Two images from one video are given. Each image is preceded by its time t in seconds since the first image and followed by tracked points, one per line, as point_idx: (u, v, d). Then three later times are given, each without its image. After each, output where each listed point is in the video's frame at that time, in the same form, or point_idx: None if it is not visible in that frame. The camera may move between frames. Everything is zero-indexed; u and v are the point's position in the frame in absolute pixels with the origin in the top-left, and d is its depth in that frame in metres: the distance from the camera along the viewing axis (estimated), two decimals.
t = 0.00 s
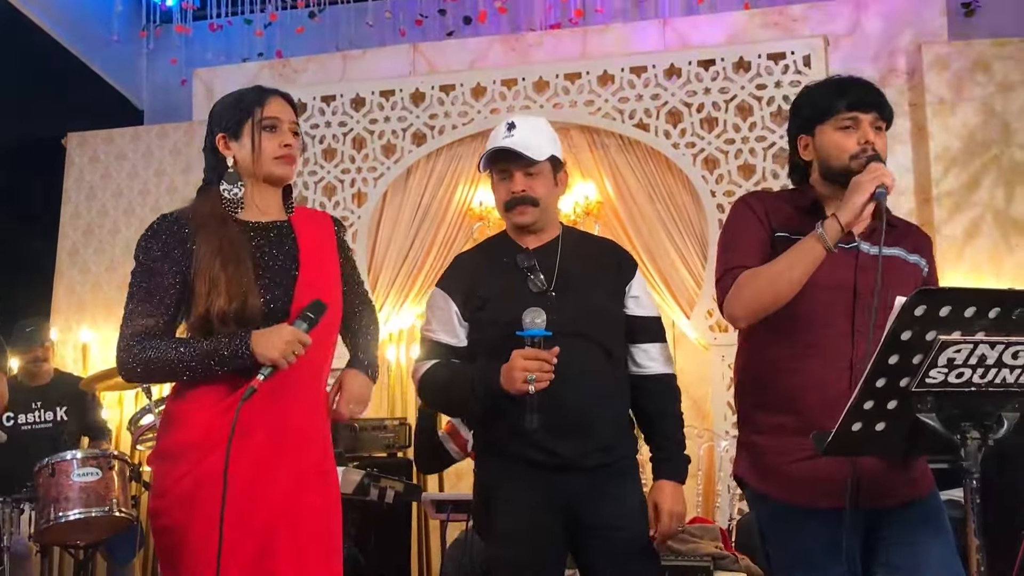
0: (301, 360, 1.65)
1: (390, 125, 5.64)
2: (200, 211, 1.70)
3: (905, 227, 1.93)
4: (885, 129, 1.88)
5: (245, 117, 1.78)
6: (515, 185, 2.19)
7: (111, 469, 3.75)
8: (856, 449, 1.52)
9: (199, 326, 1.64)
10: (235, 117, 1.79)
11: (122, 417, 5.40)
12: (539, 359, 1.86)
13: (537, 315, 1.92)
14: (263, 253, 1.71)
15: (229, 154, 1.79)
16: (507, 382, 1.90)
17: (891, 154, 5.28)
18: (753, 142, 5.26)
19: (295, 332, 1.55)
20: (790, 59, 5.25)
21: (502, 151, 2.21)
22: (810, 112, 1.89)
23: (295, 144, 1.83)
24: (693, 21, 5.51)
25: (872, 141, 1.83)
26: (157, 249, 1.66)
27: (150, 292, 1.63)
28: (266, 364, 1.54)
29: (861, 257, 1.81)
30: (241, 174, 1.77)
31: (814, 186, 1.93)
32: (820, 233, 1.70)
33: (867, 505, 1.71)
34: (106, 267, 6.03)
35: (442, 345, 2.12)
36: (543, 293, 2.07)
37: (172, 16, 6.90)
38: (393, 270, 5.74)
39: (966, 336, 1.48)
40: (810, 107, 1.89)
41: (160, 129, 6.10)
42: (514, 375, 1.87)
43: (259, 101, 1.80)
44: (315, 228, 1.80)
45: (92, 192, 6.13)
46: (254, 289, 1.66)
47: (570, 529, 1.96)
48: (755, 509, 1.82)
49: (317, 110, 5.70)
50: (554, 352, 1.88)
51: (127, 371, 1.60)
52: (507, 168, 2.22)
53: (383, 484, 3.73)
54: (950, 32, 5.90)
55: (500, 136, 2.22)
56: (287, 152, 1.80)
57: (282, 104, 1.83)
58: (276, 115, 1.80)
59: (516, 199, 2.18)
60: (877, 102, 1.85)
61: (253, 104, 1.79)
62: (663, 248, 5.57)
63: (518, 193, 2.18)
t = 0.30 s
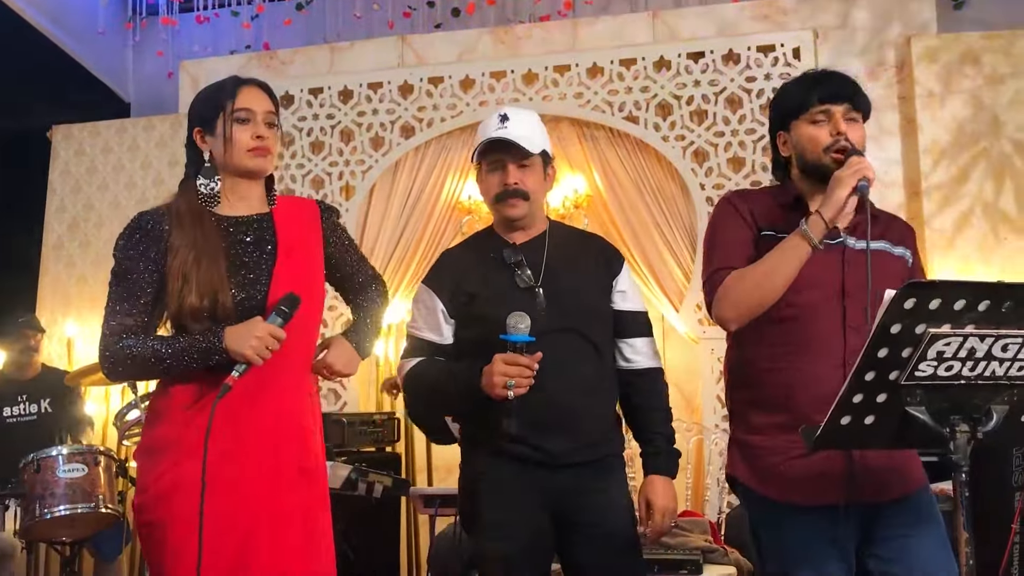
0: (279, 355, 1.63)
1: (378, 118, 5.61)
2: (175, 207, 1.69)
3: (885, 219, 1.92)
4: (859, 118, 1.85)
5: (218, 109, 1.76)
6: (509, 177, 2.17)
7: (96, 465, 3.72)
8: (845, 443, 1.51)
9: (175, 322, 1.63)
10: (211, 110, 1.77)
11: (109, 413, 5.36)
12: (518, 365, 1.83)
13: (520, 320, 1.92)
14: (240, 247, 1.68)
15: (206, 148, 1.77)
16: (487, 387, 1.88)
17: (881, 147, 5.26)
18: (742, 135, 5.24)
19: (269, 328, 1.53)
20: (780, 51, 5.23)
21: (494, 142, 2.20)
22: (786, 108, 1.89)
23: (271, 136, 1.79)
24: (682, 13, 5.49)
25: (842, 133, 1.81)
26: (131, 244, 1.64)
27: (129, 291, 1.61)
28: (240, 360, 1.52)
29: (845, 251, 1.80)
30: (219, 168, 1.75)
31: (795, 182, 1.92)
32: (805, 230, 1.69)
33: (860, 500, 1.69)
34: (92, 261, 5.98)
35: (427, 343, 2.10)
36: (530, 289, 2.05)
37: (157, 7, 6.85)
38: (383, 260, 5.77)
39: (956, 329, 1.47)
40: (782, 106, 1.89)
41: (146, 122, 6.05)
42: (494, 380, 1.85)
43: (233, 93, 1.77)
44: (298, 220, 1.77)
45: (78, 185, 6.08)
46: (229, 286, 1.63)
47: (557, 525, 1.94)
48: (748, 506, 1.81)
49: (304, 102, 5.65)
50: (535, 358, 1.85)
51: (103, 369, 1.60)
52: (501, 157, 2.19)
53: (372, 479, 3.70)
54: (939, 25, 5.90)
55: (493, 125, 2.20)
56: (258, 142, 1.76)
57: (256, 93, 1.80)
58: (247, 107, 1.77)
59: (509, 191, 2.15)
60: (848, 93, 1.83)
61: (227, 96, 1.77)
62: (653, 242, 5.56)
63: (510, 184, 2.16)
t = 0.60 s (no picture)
0: (254, 357, 1.63)
1: (366, 116, 5.59)
2: (151, 209, 1.69)
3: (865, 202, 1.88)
4: (828, 112, 1.85)
5: (192, 109, 1.77)
6: (500, 169, 2.16)
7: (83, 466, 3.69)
8: (832, 441, 1.50)
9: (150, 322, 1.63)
10: (187, 110, 1.78)
11: (97, 414, 5.34)
12: (508, 358, 1.82)
13: (513, 317, 1.92)
14: (216, 249, 1.68)
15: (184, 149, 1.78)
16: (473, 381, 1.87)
17: (870, 143, 5.26)
18: (730, 132, 5.24)
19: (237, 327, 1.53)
20: (768, 47, 5.23)
21: (488, 134, 2.20)
22: (757, 106, 1.89)
23: (245, 133, 1.79)
24: (671, 10, 5.49)
25: (807, 123, 1.81)
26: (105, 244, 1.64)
27: (104, 289, 1.61)
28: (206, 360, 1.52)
29: (819, 245, 1.80)
30: (196, 168, 1.76)
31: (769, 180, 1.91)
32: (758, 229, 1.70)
33: (847, 496, 1.68)
34: (80, 261, 5.95)
35: (409, 339, 2.07)
36: (514, 284, 2.05)
37: (144, 5, 6.81)
38: (373, 256, 5.74)
39: (942, 325, 1.46)
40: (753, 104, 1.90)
41: (133, 121, 6.02)
42: (480, 374, 1.83)
43: (204, 92, 1.77)
44: (276, 221, 1.77)
45: (65, 185, 6.05)
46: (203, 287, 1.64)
47: (541, 524, 1.93)
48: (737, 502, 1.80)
49: (292, 101, 5.63)
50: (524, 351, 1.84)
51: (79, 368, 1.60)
52: (491, 151, 2.19)
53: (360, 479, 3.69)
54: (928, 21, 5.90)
55: (486, 118, 2.20)
56: (229, 140, 1.75)
57: (232, 92, 1.80)
58: (217, 104, 1.76)
59: (500, 182, 2.14)
60: (814, 87, 1.83)
61: (199, 95, 1.77)
62: (644, 241, 5.57)
63: (501, 176, 2.15)
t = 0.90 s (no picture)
0: (237, 358, 1.65)
1: (361, 118, 5.58)
2: (138, 211, 1.74)
3: (860, 200, 1.87)
4: (817, 111, 1.85)
5: (175, 117, 1.80)
6: (483, 172, 2.15)
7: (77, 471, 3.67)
8: (827, 444, 1.50)
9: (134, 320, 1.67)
10: (172, 118, 1.81)
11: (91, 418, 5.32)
12: (490, 358, 1.81)
13: (492, 314, 1.89)
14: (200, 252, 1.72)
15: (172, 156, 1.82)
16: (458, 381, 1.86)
17: (864, 145, 5.27)
18: (725, 134, 5.25)
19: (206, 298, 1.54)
20: (763, 50, 5.23)
21: (470, 137, 2.19)
22: (744, 109, 1.90)
23: (226, 139, 1.80)
24: (666, 12, 5.49)
25: (798, 121, 1.81)
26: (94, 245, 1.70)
27: (98, 291, 1.67)
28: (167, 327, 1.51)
29: (812, 247, 1.79)
30: (181, 173, 1.79)
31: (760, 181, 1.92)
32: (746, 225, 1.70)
33: (836, 499, 1.67)
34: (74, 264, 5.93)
35: (396, 343, 2.06)
36: (503, 287, 2.05)
37: (138, 8, 6.79)
38: (368, 260, 5.72)
39: (937, 328, 1.46)
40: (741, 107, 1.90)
41: (127, 124, 6.01)
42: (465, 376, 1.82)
43: (184, 100, 1.80)
44: (263, 223, 1.78)
45: (59, 188, 6.03)
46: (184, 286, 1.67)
47: (531, 528, 1.92)
48: (731, 504, 1.80)
49: (286, 103, 5.62)
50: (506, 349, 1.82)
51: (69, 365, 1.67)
52: (475, 154, 2.18)
53: (355, 483, 3.68)
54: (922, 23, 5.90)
55: (468, 121, 2.19)
56: (209, 146, 1.77)
57: (215, 97, 1.82)
58: (197, 111, 1.79)
59: (482, 186, 2.13)
60: (802, 88, 1.84)
61: (180, 104, 1.80)
62: (640, 245, 5.55)
63: (484, 179, 2.14)
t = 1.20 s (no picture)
0: (241, 359, 1.66)
1: (365, 124, 5.59)
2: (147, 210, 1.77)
3: (865, 208, 1.88)
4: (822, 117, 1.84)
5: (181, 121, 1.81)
6: (481, 178, 2.14)
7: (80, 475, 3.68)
8: (832, 451, 1.50)
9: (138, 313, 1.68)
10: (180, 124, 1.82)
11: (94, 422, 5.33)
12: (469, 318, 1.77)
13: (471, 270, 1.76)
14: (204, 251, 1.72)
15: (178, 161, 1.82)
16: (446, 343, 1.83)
17: (867, 151, 5.27)
18: (729, 141, 5.25)
19: (207, 207, 1.57)
20: (767, 56, 5.23)
21: (467, 143, 2.18)
22: (750, 115, 1.90)
23: (228, 146, 1.80)
24: (669, 19, 5.50)
25: (801, 128, 1.80)
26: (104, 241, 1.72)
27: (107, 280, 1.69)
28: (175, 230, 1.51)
29: (816, 253, 1.79)
30: (189, 179, 1.79)
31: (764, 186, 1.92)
32: (751, 228, 1.70)
33: (838, 507, 1.67)
34: (78, 268, 5.95)
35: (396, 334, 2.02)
36: (500, 290, 2.04)
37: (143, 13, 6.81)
38: (372, 265, 5.74)
39: (941, 335, 1.46)
40: (746, 112, 1.90)
41: (132, 128, 6.02)
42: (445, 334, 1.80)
43: (190, 106, 1.81)
44: (269, 229, 1.80)
45: (63, 192, 6.04)
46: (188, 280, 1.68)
47: (529, 531, 1.92)
48: (733, 510, 1.79)
49: (291, 108, 5.63)
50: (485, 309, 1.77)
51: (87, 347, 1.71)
52: (472, 159, 2.18)
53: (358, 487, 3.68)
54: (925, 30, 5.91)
55: (465, 126, 2.19)
56: (213, 152, 1.77)
57: (221, 104, 1.83)
58: (200, 117, 1.79)
59: (481, 192, 2.13)
60: (807, 93, 1.84)
61: (184, 112, 1.81)
62: (645, 252, 5.55)
63: (482, 184, 2.13)
